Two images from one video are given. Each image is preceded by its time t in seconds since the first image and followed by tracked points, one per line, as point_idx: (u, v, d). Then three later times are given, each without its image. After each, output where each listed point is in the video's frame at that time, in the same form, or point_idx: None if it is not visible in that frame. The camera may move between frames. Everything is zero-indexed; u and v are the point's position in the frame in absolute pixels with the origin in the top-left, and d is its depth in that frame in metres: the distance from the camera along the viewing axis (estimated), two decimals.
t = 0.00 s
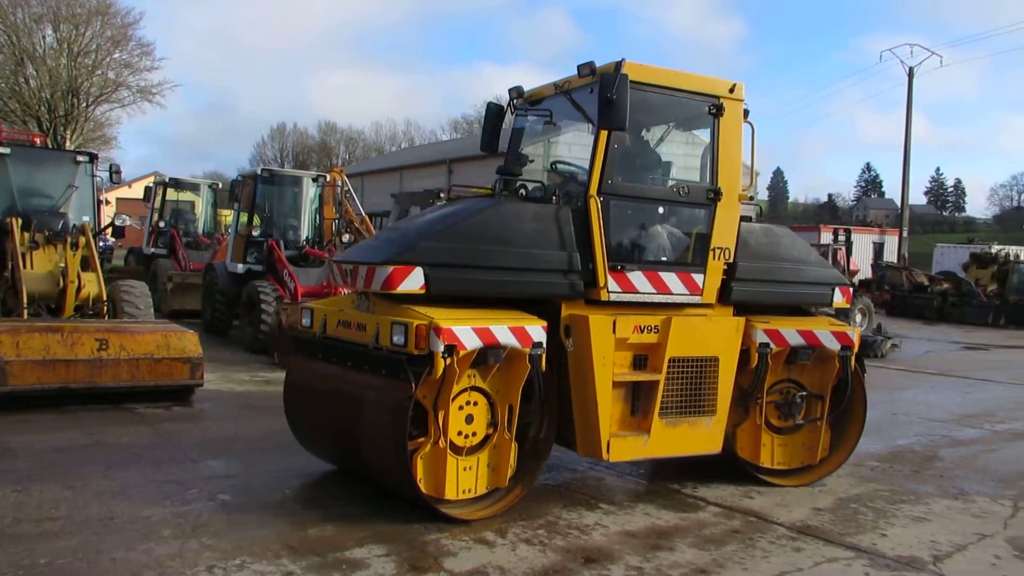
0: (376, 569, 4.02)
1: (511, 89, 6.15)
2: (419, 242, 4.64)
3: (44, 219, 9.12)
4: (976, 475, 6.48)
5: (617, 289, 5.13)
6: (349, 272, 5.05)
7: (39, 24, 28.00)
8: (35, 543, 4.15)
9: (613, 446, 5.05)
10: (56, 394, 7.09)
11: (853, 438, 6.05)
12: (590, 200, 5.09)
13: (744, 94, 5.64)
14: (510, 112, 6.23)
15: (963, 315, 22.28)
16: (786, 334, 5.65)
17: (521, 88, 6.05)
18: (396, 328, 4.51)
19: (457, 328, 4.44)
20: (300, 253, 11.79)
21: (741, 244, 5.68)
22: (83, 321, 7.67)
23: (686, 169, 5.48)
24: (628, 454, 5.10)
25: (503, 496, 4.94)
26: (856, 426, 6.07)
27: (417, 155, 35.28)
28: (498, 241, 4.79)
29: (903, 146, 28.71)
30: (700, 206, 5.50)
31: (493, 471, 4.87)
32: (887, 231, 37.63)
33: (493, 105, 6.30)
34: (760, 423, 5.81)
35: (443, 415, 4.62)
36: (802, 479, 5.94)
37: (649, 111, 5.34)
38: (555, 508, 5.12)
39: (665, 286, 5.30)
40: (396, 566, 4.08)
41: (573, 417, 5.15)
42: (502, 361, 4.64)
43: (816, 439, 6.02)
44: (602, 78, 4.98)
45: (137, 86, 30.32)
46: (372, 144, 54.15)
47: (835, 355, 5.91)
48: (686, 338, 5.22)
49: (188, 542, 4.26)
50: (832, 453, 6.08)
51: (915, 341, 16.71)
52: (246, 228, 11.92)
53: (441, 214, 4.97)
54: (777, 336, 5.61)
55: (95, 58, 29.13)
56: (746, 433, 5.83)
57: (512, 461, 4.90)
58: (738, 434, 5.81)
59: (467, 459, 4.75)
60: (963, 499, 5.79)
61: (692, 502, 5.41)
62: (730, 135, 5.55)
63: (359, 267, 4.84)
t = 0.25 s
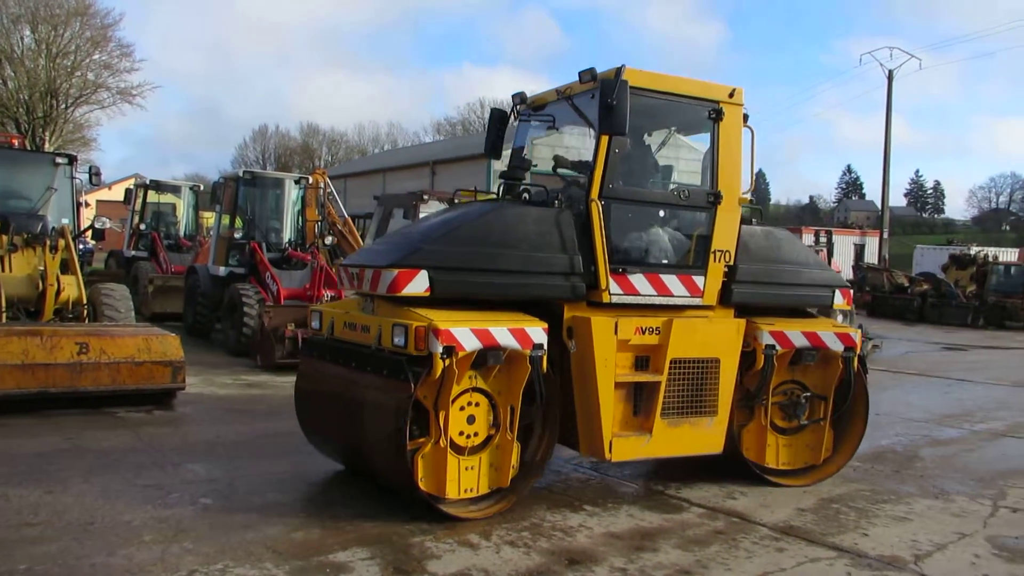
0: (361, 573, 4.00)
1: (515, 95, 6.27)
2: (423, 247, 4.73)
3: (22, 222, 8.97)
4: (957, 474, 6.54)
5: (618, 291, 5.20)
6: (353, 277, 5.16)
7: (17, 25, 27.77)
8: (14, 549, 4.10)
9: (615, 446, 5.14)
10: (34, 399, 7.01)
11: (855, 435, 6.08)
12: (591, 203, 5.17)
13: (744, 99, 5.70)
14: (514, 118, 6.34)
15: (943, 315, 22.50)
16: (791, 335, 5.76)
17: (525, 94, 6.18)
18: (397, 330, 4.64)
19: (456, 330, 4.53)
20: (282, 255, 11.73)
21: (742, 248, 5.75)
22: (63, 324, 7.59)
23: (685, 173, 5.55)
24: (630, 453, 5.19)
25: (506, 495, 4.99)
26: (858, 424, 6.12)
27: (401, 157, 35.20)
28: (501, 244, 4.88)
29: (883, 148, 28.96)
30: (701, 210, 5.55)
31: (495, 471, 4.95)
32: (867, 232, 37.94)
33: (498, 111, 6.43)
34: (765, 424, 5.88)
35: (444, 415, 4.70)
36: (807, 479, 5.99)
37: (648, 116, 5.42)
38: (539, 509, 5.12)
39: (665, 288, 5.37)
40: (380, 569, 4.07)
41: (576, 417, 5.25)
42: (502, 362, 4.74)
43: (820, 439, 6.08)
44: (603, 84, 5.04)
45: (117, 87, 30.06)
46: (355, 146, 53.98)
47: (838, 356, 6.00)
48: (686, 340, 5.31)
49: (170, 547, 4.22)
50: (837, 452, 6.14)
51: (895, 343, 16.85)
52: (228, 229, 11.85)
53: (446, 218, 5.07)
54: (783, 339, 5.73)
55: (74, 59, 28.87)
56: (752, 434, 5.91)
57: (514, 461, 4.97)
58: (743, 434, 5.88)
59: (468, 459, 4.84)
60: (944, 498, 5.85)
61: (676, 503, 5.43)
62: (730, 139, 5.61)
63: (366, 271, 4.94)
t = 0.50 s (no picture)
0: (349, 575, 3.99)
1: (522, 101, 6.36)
2: (433, 250, 4.80)
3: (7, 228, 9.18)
4: (942, 473, 6.59)
5: (626, 293, 5.28)
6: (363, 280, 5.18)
7: None
8: None
9: (623, 446, 5.21)
10: (18, 403, 6.96)
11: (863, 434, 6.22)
12: (598, 207, 5.24)
13: (747, 103, 5.77)
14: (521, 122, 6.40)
15: (928, 315, 22.65)
16: (801, 337, 5.79)
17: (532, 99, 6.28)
18: (403, 332, 4.71)
19: (460, 332, 4.61)
20: (270, 258, 11.68)
21: (747, 250, 5.79)
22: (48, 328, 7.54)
23: (691, 176, 5.61)
24: (638, 453, 5.25)
25: (512, 495, 5.07)
26: (865, 423, 6.25)
27: (388, 159, 35.14)
28: (509, 247, 4.95)
29: (869, 149, 29.12)
30: (706, 213, 5.61)
31: (502, 471, 5.03)
32: (853, 234, 38.17)
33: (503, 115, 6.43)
34: (775, 424, 5.95)
35: (450, 416, 4.79)
36: (814, 479, 6.08)
37: (654, 120, 5.48)
38: (527, 511, 5.12)
39: (672, 290, 5.42)
40: (368, 572, 4.06)
41: (584, 418, 5.32)
42: (506, 363, 4.81)
43: (828, 439, 6.17)
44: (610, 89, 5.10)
45: (101, 89, 29.88)
46: (342, 148, 53.85)
47: (846, 357, 6.02)
48: (692, 341, 5.36)
49: (157, 551, 4.21)
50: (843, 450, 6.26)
51: (881, 343, 16.95)
52: (215, 233, 11.79)
53: (455, 223, 5.15)
54: (793, 339, 5.75)
55: (58, 61, 28.67)
56: (762, 435, 5.96)
57: (520, 461, 5.05)
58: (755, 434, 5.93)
59: (475, 459, 4.93)
60: (930, 497, 5.89)
61: (664, 503, 5.44)
62: (734, 142, 5.67)
63: (377, 274, 4.98)
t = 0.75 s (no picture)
0: None
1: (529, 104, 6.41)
2: (443, 252, 4.87)
3: None
4: (926, 473, 6.63)
5: (633, 295, 5.34)
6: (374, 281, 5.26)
7: None
8: None
9: (630, 444, 5.30)
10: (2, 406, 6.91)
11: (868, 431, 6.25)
12: (605, 210, 5.31)
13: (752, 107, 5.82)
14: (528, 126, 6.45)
15: (912, 316, 22.85)
16: (809, 338, 5.86)
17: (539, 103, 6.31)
18: (408, 332, 4.81)
19: (464, 332, 4.71)
20: (255, 259, 11.63)
21: (752, 251, 5.83)
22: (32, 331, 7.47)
23: (697, 180, 5.68)
24: (644, 451, 5.35)
25: (519, 494, 5.16)
26: (871, 422, 6.29)
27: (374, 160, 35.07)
28: (517, 250, 5.03)
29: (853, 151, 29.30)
30: (712, 216, 5.67)
31: (508, 470, 5.12)
32: (838, 235, 38.38)
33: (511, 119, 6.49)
34: (783, 424, 6.01)
35: (455, 415, 4.89)
36: (819, 477, 6.14)
37: (660, 124, 5.54)
38: (513, 512, 5.12)
39: (678, 292, 5.48)
40: (354, 574, 4.04)
41: (592, 416, 5.41)
42: (511, 363, 4.87)
43: (833, 438, 6.22)
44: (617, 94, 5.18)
45: (86, 90, 29.66)
46: (328, 149, 53.70)
47: (852, 357, 6.10)
48: (698, 342, 5.44)
49: (142, 554, 4.18)
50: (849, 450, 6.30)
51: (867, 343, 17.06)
52: (200, 233, 11.72)
53: (463, 226, 5.22)
54: (802, 340, 5.83)
55: (42, 61, 28.45)
56: (771, 435, 6.02)
57: (526, 461, 5.15)
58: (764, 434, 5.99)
59: (481, 458, 5.02)
60: (914, 496, 5.94)
61: (650, 504, 5.45)
62: (739, 145, 5.73)
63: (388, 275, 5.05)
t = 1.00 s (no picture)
0: None
1: (537, 108, 6.49)
2: (454, 255, 4.93)
3: None
4: (910, 473, 6.68)
5: (640, 296, 5.40)
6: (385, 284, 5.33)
7: None
8: None
9: (637, 444, 5.35)
10: None
11: (872, 429, 6.33)
12: (613, 213, 5.37)
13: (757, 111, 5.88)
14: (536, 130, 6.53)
15: (896, 317, 23.08)
16: (818, 340, 5.96)
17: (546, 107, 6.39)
18: (415, 332, 4.90)
19: (469, 333, 4.77)
20: (241, 259, 11.60)
21: (757, 254, 5.91)
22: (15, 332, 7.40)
23: (703, 183, 5.74)
24: (651, 450, 5.39)
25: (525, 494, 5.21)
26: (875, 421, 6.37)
27: (361, 161, 34.98)
28: (527, 252, 5.09)
29: (838, 153, 29.47)
30: (717, 219, 5.74)
31: (514, 470, 5.18)
32: (823, 237, 38.61)
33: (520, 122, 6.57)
34: (790, 425, 6.11)
35: (461, 415, 4.96)
36: (827, 476, 6.23)
37: (665, 129, 5.61)
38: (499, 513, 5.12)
39: (684, 294, 5.55)
40: None
41: (599, 416, 5.47)
42: (516, 364, 4.94)
43: (839, 438, 6.31)
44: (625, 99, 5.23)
45: (69, 89, 29.41)
46: (315, 150, 53.52)
47: (858, 358, 6.19)
48: (703, 342, 5.51)
49: (126, 557, 4.15)
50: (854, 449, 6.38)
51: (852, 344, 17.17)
52: (185, 234, 11.66)
53: (474, 228, 5.28)
54: (811, 342, 5.92)
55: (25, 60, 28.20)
56: (778, 435, 6.12)
57: (532, 461, 5.20)
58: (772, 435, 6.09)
59: (487, 457, 5.08)
60: (897, 496, 5.99)
61: (636, 504, 5.47)
62: (744, 149, 5.80)
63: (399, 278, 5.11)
